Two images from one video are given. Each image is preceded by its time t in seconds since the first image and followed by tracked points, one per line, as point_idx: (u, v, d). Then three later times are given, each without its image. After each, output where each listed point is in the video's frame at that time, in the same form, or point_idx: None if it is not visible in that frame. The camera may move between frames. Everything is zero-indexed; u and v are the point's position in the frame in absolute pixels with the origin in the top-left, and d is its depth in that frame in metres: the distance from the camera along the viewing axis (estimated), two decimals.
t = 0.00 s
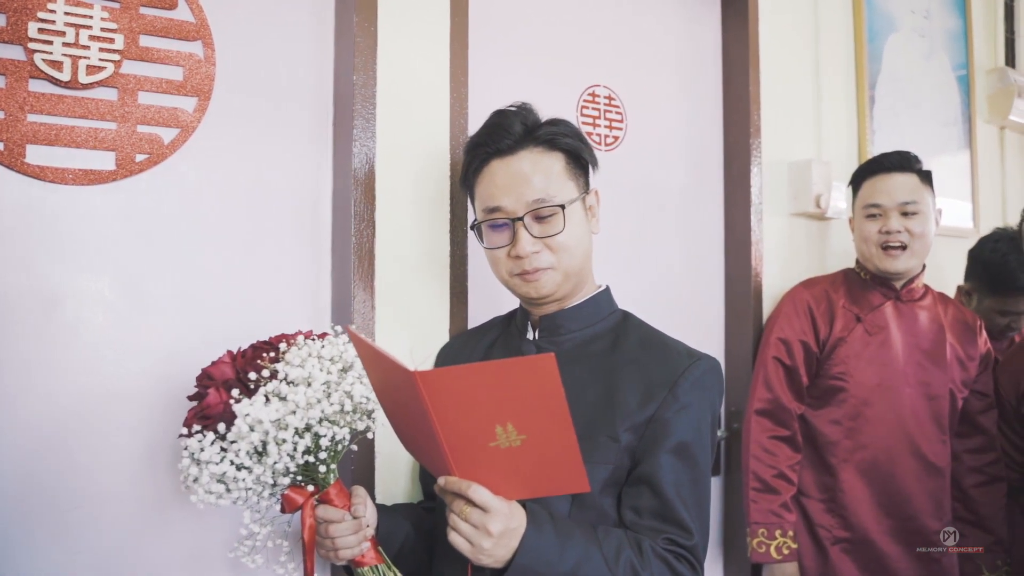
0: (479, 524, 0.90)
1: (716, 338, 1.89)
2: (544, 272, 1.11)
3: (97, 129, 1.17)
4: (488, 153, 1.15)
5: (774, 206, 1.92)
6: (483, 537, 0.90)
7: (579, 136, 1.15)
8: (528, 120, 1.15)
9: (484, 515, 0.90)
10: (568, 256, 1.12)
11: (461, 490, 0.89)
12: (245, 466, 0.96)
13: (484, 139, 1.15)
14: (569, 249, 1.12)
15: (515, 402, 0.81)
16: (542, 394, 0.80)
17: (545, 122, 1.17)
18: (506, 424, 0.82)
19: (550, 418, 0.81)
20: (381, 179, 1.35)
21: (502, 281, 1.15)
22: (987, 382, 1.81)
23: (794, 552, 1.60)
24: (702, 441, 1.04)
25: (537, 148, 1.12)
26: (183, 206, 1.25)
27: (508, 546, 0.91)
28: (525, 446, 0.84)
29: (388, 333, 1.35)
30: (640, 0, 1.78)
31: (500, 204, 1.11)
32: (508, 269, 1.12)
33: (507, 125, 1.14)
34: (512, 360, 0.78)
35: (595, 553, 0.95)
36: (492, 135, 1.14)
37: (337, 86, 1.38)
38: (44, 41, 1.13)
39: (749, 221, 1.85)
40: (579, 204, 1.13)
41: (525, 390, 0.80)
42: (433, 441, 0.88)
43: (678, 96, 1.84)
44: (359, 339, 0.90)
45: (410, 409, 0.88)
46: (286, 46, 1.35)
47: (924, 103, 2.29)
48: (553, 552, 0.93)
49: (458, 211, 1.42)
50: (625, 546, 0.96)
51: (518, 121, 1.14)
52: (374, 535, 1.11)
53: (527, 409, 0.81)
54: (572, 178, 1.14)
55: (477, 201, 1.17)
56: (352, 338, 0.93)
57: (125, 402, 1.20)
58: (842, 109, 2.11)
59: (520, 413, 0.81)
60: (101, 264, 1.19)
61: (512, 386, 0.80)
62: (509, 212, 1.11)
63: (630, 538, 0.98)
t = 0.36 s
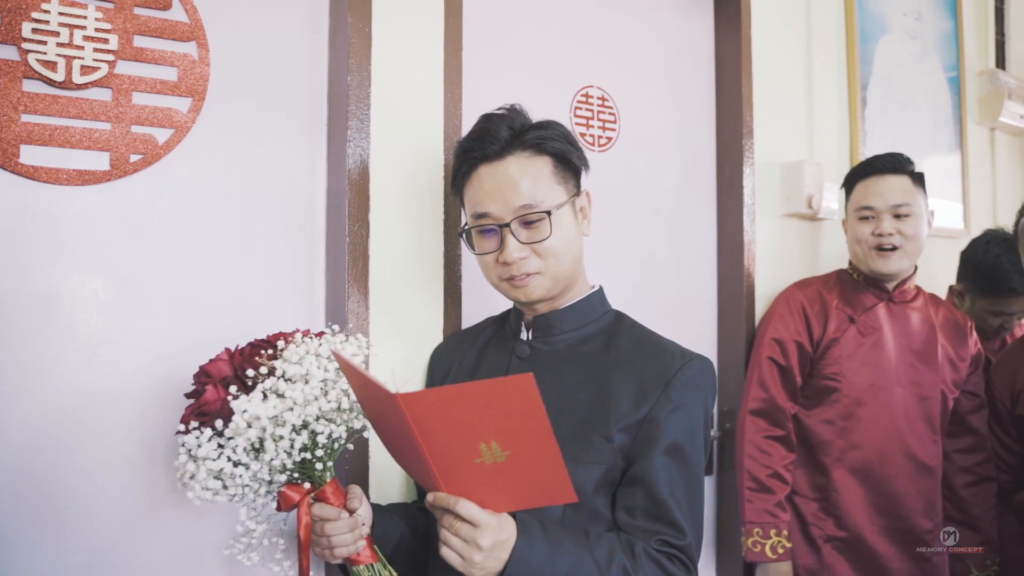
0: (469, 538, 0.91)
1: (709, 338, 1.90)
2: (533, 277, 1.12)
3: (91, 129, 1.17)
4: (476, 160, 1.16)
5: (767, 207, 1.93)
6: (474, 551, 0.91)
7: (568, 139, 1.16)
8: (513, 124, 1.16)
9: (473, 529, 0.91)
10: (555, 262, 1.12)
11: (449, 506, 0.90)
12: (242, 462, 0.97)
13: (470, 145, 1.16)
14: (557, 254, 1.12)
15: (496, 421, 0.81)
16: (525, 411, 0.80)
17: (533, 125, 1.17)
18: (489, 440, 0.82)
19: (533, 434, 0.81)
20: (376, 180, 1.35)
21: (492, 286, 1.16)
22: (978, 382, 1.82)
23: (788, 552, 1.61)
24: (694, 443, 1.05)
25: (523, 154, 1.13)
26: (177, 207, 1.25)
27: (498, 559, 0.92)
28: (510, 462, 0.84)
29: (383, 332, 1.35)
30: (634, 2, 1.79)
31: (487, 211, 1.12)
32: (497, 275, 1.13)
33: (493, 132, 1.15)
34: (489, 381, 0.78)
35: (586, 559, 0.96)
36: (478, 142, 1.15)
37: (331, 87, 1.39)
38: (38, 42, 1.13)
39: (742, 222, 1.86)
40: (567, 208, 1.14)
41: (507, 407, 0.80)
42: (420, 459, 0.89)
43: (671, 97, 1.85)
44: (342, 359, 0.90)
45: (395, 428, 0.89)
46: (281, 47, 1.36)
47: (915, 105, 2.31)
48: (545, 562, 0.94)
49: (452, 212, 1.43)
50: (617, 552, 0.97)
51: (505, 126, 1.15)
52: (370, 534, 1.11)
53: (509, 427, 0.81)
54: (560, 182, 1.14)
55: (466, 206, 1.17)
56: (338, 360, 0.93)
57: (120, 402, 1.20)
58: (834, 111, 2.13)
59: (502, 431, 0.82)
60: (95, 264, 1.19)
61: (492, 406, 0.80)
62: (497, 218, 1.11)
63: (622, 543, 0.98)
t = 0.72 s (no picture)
0: (458, 561, 0.93)
1: (701, 338, 1.92)
2: (523, 280, 1.13)
3: (88, 130, 1.18)
4: (458, 168, 1.16)
5: (759, 208, 1.95)
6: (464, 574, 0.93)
7: (546, 140, 1.17)
8: (491, 130, 1.16)
9: (461, 552, 0.92)
10: (544, 263, 1.14)
11: (436, 532, 0.92)
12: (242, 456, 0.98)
13: (451, 155, 1.17)
14: (545, 255, 1.13)
15: (467, 452, 0.82)
16: (498, 444, 0.81)
17: (510, 128, 1.18)
18: (467, 469, 0.84)
19: (505, 461, 0.82)
20: (371, 181, 1.36)
21: (485, 291, 1.18)
22: (966, 382, 1.85)
23: (779, 549, 1.62)
24: (689, 443, 1.07)
25: (504, 158, 1.14)
26: (173, 208, 1.26)
27: None
28: (490, 487, 0.85)
29: (378, 332, 1.36)
30: (627, 4, 1.81)
31: (472, 218, 1.13)
32: (487, 280, 1.14)
33: (472, 140, 1.15)
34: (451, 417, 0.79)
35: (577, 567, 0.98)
36: (457, 152, 1.16)
37: (327, 89, 1.40)
38: (35, 43, 1.13)
39: (734, 223, 1.88)
40: (550, 208, 1.15)
41: (480, 442, 0.82)
42: (404, 486, 0.91)
43: (665, 99, 1.87)
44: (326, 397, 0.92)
45: (378, 458, 0.91)
46: (277, 48, 1.36)
47: (905, 107, 2.33)
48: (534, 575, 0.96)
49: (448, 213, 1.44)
50: (611, 559, 0.98)
51: (482, 133, 1.16)
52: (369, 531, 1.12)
53: (481, 457, 0.83)
54: (542, 183, 1.15)
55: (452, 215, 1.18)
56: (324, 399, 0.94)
57: (116, 402, 1.21)
58: (826, 113, 2.15)
59: (475, 460, 0.83)
60: (91, 264, 1.20)
61: (463, 439, 0.82)
62: (483, 225, 1.12)
63: (617, 549, 1.00)
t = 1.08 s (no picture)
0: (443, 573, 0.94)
1: (691, 337, 1.94)
2: (516, 280, 1.14)
3: (80, 131, 1.18)
4: (441, 173, 1.17)
5: (748, 209, 1.97)
6: None
7: (525, 139, 1.18)
8: (468, 134, 1.17)
9: (446, 565, 0.94)
10: (535, 262, 1.15)
11: (421, 546, 0.93)
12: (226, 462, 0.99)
13: (431, 162, 1.17)
14: (535, 254, 1.15)
15: (448, 466, 0.84)
16: (476, 456, 0.83)
17: (488, 130, 1.19)
18: (449, 482, 0.85)
19: (485, 474, 0.84)
20: (363, 182, 1.37)
21: (478, 295, 1.18)
22: (950, 381, 1.86)
23: (759, 553, 1.65)
24: (677, 443, 1.09)
25: (485, 159, 1.15)
26: (164, 208, 1.26)
27: None
28: (471, 501, 0.87)
29: (368, 332, 1.37)
30: (618, 5, 1.82)
31: (459, 222, 1.14)
32: (480, 283, 1.15)
33: (451, 145, 1.16)
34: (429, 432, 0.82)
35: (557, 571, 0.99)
36: (438, 158, 1.16)
37: (319, 90, 1.40)
38: (27, 44, 1.14)
39: (724, 224, 1.90)
40: (535, 206, 1.16)
41: (459, 455, 0.83)
42: (387, 504, 0.92)
43: (655, 100, 1.88)
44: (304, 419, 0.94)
45: (363, 479, 0.92)
46: (269, 49, 1.37)
47: (895, 108, 2.35)
48: None
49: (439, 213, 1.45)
50: (598, 563, 1.00)
51: (461, 137, 1.16)
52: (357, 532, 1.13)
53: (463, 471, 0.84)
54: (524, 181, 1.17)
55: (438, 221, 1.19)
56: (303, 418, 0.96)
57: (107, 401, 1.21)
58: (816, 114, 2.16)
59: (456, 474, 0.85)
60: (83, 265, 1.20)
61: (441, 454, 0.83)
62: (470, 227, 1.13)
63: (604, 551, 1.01)
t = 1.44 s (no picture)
0: None
1: (683, 337, 1.94)
2: (502, 276, 1.14)
3: (68, 129, 1.17)
4: (436, 164, 1.17)
5: (741, 209, 1.97)
6: None
7: (524, 137, 1.18)
8: (468, 127, 1.17)
9: (433, 570, 0.94)
10: (522, 259, 1.15)
11: (407, 551, 0.94)
12: (224, 459, 0.98)
13: (428, 152, 1.18)
14: (524, 251, 1.14)
15: (428, 473, 0.84)
16: (456, 464, 0.83)
17: (488, 126, 1.19)
18: (430, 488, 0.86)
19: (466, 481, 0.84)
20: (354, 181, 1.37)
21: (463, 289, 1.18)
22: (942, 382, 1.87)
23: (755, 550, 1.64)
24: (668, 436, 1.09)
25: (482, 153, 1.15)
26: (154, 207, 1.26)
27: None
28: (456, 505, 0.87)
29: (360, 332, 1.36)
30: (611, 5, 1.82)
31: (450, 213, 1.14)
32: (466, 276, 1.15)
33: (449, 137, 1.16)
34: (408, 440, 0.81)
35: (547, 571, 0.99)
36: (435, 148, 1.17)
37: (310, 88, 1.40)
38: (15, 41, 1.13)
39: (717, 224, 1.90)
40: (528, 203, 1.16)
41: (439, 463, 0.83)
42: (376, 505, 0.93)
43: (648, 99, 1.88)
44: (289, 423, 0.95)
45: (349, 482, 0.93)
46: (260, 47, 1.36)
47: (887, 108, 2.36)
48: None
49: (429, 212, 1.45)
50: (588, 560, 1.00)
51: (460, 130, 1.17)
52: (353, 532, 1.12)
53: (443, 477, 0.84)
54: (519, 179, 1.17)
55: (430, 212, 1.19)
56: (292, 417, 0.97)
57: (96, 402, 1.20)
58: (808, 114, 2.17)
59: (437, 480, 0.85)
60: (71, 264, 1.19)
61: (420, 462, 0.83)
62: (460, 220, 1.13)
63: (594, 549, 1.01)
